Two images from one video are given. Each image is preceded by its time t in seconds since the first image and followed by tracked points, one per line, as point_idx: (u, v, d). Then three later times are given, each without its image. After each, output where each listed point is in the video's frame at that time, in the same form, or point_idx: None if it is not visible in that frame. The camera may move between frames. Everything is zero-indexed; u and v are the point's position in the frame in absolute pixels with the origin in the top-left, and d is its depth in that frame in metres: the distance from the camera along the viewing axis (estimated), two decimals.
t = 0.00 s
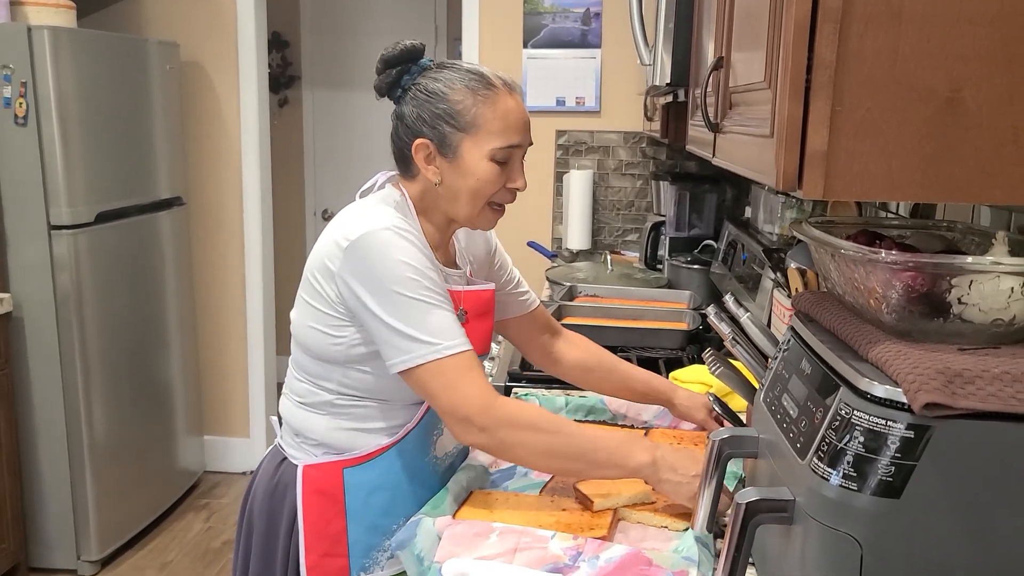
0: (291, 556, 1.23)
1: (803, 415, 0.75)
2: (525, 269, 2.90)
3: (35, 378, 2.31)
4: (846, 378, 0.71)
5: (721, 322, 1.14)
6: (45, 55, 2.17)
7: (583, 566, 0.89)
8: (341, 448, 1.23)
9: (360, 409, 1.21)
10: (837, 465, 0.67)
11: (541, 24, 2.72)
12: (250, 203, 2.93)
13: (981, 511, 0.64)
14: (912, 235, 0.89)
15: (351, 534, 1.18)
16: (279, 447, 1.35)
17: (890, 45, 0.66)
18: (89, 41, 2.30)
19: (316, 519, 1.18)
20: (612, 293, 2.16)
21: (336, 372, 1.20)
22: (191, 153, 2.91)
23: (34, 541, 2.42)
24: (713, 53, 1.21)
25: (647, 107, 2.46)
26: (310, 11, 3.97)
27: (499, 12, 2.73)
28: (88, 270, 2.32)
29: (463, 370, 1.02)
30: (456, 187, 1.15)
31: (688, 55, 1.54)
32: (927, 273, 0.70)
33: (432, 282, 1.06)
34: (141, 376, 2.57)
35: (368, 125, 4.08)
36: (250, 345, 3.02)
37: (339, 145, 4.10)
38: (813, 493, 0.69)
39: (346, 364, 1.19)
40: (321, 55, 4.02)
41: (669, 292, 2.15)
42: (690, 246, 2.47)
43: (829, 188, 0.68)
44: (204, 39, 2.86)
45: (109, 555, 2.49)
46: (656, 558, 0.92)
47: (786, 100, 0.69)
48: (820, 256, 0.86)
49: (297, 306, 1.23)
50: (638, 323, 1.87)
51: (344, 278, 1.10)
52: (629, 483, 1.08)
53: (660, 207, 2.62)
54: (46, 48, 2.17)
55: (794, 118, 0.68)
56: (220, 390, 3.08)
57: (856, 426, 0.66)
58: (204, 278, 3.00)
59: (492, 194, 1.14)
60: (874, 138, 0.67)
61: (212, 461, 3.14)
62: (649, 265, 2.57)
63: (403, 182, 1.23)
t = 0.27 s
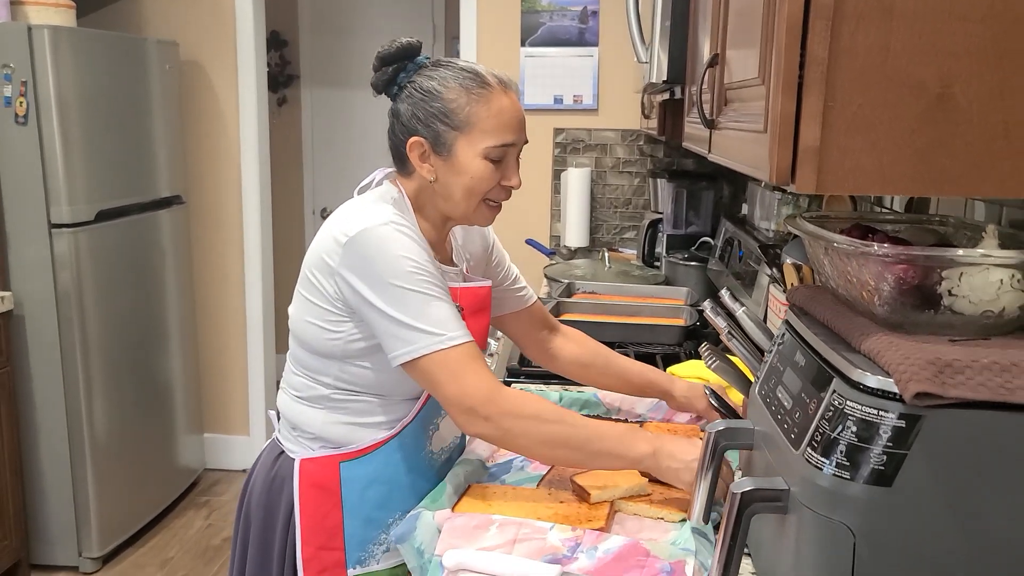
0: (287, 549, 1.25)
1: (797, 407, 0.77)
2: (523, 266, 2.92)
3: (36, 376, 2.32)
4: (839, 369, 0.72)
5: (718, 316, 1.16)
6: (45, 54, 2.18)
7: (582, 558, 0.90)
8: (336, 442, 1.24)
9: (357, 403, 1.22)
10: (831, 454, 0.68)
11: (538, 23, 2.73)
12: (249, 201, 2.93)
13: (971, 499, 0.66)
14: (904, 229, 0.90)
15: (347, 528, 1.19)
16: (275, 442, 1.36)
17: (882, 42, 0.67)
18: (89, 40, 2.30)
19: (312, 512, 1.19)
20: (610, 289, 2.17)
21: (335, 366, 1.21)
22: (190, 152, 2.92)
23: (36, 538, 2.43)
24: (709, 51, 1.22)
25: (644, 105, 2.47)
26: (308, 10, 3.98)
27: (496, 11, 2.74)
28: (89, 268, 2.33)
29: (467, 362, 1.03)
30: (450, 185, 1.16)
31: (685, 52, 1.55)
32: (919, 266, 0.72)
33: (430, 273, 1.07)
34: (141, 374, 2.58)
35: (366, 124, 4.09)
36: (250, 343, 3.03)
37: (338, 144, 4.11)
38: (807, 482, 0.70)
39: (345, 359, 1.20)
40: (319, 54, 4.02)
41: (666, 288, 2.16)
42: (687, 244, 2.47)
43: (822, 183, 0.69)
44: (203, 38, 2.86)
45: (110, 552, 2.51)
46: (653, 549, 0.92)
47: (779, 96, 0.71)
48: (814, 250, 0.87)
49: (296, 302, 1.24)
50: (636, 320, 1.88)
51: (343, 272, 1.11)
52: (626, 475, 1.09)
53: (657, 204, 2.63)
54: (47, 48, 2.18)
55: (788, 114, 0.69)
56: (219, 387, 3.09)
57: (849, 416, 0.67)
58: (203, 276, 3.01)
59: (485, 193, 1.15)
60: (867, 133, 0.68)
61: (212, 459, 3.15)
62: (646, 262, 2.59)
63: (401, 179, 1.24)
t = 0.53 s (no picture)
0: (304, 548, 1.27)
1: (808, 403, 0.78)
2: (527, 266, 2.93)
3: (41, 376, 2.33)
4: (850, 365, 0.73)
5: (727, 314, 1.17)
6: (50, 54, 2.19)
7: (595, 552, 0.91)
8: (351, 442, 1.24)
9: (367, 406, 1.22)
10: (843, 449, 0.69)
11: (540, 24, 2.74)
12: (252, 201, 2.94)
13: (981, 493, 0.67)
14: (911, 228, 0.92)
15: (361, 526, 1.22)
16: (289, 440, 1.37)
17: (892, 45, 0.68)
18: (93, 41, 2.31)
19: (327, 511, 1.22)
20: (614, 289, 2.19)
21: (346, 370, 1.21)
22: (194, 153, 2.93)
23: (41, 537, 2.44)
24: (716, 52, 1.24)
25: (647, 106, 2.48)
26: (309, 11, 3.99)
27: (499, 12, 2.75)
28: (93, 268, 2.34)
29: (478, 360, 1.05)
30: (458, 185, 1.17)
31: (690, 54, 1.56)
32: (929, 264, 0.73)
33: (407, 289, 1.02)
34: (145, 373, 2.59)
35: (367, 125, 4.10)
36: (253, 343, 3.04)
37: (339, 144, 4.12)
38: (819, 477, 0.72)
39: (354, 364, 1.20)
40: (320, 55, 4.03)
41: (670, 288, 2.18)
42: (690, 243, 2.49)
43: (833, 183, 0.70)
44: (206, 39, 2.87)
45: (115, 551, 2.51)
46: (664, 543, 0.94)
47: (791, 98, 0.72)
48: (824, 249, 0.88)
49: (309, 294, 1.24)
50: (641, 319, 1.89)
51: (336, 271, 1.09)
52: (636, 471, 1.10)
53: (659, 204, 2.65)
54: (52, 49, 2.18)
55: (800, 115, 0.71)
56: (223, 387, 3.10)
57: (861, 412, 0.69)
58: (206, 276, 3.02)
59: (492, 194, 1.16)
60: (877, 134, 0.69)
61: (216, 458, 3.16)
62: (648, 261, 2.60)
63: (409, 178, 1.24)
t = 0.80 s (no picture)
0: (313, 543, 1.26)
1: (825, 388, 0.79)
2: (526, 260, 2.94)
3: (41, 372, 2.32)
4: (869, 351, 0.74)
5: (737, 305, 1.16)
6: (49, 50, 2.18)
7: (613, 539, 0.93)
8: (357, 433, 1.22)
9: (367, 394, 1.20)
10: (863, 433, 0.71)
11: (538, 19, 2.75)
12: (250, 197, 2.94)
13: (999, 475, 0.68)
14: (923, 216, 0.93)
15: (369, 517, 1.22)
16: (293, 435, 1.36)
17: (911, 34, 0.69)
18: (91, 36, 2.30)
19: (334, 504, 1.21)
20: (615, 282, 2.19)
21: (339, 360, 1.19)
22: (191, 149, 2.92)
23: (42, 534, 2.43)
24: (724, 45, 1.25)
25: (646, 100, 2.49)
26: (304, 6, 3.97)
27: (496, 7, 2.76)
28: (93, 264, 2.33)
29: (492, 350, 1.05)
30: (443, 174, 1.14)
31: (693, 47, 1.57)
32: (945, 250, 0.74)
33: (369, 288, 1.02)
34: (144, 370, 2.58)
35: (363, 120, 4.09)
36: (252, 339, 3.04)
37: (335, 140, 4.11)
38: (839, 460, 0.73)
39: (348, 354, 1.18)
40: (316, 50, 4.02)
41: (670, 281, 2.19)
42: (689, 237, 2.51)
43: (852, 170, 0.71)
44: (203, 35, 2.86)
45: (116, 547, 2.51)
46: (681, 530, 0.96)
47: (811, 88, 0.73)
48: (838, 237, 0.89)
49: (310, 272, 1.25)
50: (644, 311, 1.90)
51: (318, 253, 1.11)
52: (649, 460, 1.11)
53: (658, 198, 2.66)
54: (51, 45, 2.18)
55: (819, 104, 0.72)
56: (222, 384, 3.10)
57: (881, 396, 0.70)
58: (204, 272, 3.01)
59: (477, 188, 1.12)
60: (896, 121, 0.70)
61: (215, 455, 3.16)
62: (648, 255, 2.61)
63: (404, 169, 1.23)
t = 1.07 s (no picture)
0: (288, 546, 1.26)
1: (821, 382, 0.81)
2: (504, 258, 2.94)
3: (14, 375, 2.28)
4: (865, 345, 0.76)
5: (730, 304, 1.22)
6: (21, 46, 2.13)
7: (613, 532, 0.95)
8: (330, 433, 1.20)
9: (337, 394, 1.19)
10: (861, 425, 0.73)
11: (514, 17, 2.75)
12: (224, 195, 2.90)
13: (992, 464, 0.70)
14: (913, 213, 0.95)
15: (344, 519, 1.22)
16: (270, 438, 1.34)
17: (907, 37, 0.71)
18: (63, 32, 2.26)
19: (307, 507, 1.21)
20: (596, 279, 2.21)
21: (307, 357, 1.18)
22: (163, 147, 2.88)
23: (17, 539, 2.39)
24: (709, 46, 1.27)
25: (623, 98, 2.51)
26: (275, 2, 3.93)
27: (473, 5, 2.76)
28: (67, 264, 2.29)
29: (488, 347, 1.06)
30: (406, 169, 1.11)
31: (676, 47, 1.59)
32: (938, 247, 0.76)
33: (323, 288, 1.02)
34: (119, 371, 2.54)
35: (336, 117, 4.07)
36: (227, 338, 3.00)
37: (308, 137, 4.08)
38: (837, 451, 0.75)
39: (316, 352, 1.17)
40: (287, 47, 3.98)
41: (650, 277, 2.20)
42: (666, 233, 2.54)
43: (850, 169, 0.73)
44: (175, 30, 2.82)
45: (92, 551, 2.47)
46: (679, 521, 0.97)
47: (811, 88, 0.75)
48: (831, 234, 0.92)
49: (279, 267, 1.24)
50: (625, 308, 1.92)
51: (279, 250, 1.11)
52: (644, 455, 1.12)
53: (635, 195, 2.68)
54: (23, 41, 2.13)
55: (819, 104, 0.73)
56: (197, 384, 3.06)
57: (878, 388, 0.72)
58: (178, 271, 2.97)
59: (442, 182, 1.10)
60: (892, 122, 0.72)
61: (190, 456, 3.12)
62: (625, 252, 2.64)
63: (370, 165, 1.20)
